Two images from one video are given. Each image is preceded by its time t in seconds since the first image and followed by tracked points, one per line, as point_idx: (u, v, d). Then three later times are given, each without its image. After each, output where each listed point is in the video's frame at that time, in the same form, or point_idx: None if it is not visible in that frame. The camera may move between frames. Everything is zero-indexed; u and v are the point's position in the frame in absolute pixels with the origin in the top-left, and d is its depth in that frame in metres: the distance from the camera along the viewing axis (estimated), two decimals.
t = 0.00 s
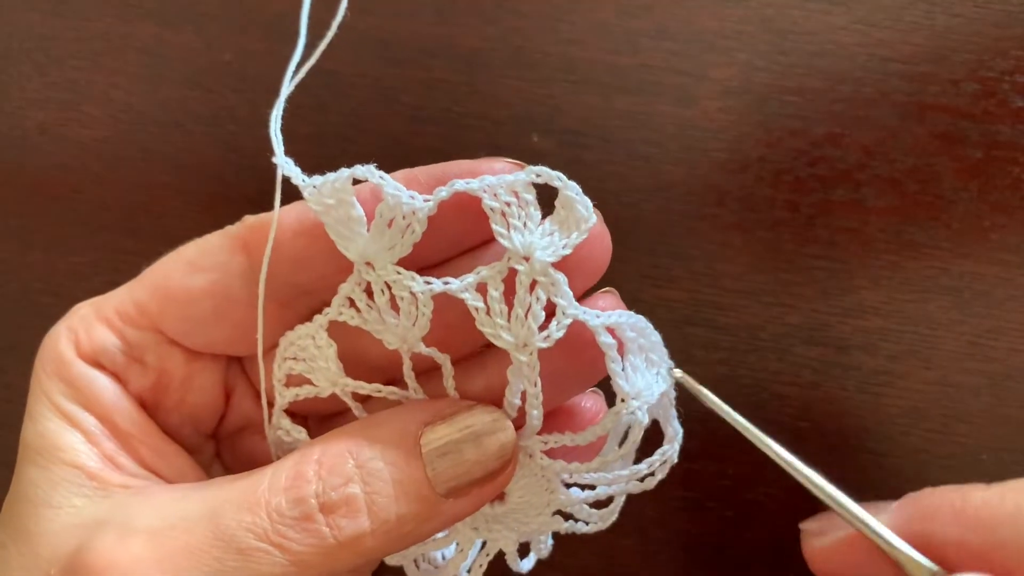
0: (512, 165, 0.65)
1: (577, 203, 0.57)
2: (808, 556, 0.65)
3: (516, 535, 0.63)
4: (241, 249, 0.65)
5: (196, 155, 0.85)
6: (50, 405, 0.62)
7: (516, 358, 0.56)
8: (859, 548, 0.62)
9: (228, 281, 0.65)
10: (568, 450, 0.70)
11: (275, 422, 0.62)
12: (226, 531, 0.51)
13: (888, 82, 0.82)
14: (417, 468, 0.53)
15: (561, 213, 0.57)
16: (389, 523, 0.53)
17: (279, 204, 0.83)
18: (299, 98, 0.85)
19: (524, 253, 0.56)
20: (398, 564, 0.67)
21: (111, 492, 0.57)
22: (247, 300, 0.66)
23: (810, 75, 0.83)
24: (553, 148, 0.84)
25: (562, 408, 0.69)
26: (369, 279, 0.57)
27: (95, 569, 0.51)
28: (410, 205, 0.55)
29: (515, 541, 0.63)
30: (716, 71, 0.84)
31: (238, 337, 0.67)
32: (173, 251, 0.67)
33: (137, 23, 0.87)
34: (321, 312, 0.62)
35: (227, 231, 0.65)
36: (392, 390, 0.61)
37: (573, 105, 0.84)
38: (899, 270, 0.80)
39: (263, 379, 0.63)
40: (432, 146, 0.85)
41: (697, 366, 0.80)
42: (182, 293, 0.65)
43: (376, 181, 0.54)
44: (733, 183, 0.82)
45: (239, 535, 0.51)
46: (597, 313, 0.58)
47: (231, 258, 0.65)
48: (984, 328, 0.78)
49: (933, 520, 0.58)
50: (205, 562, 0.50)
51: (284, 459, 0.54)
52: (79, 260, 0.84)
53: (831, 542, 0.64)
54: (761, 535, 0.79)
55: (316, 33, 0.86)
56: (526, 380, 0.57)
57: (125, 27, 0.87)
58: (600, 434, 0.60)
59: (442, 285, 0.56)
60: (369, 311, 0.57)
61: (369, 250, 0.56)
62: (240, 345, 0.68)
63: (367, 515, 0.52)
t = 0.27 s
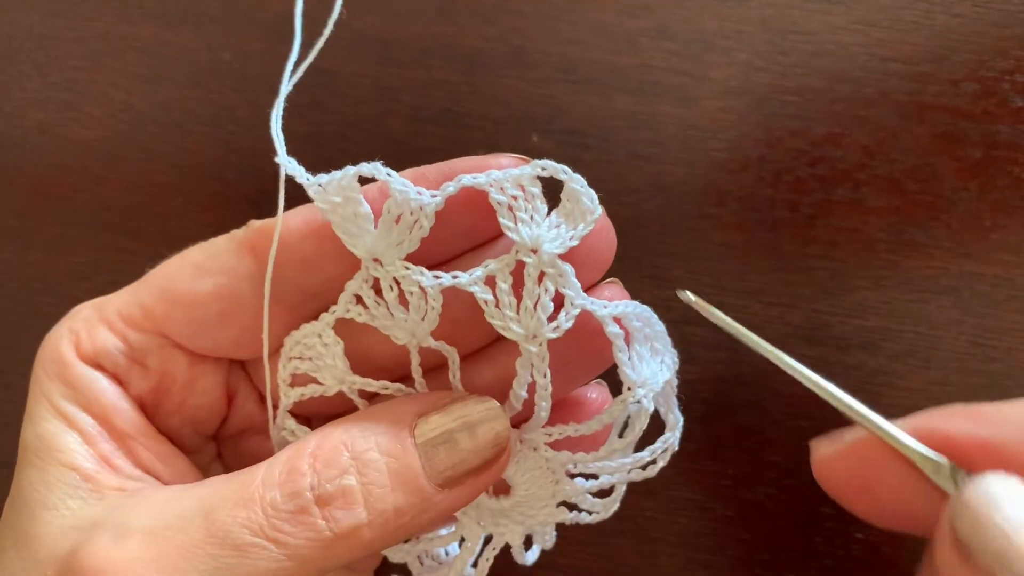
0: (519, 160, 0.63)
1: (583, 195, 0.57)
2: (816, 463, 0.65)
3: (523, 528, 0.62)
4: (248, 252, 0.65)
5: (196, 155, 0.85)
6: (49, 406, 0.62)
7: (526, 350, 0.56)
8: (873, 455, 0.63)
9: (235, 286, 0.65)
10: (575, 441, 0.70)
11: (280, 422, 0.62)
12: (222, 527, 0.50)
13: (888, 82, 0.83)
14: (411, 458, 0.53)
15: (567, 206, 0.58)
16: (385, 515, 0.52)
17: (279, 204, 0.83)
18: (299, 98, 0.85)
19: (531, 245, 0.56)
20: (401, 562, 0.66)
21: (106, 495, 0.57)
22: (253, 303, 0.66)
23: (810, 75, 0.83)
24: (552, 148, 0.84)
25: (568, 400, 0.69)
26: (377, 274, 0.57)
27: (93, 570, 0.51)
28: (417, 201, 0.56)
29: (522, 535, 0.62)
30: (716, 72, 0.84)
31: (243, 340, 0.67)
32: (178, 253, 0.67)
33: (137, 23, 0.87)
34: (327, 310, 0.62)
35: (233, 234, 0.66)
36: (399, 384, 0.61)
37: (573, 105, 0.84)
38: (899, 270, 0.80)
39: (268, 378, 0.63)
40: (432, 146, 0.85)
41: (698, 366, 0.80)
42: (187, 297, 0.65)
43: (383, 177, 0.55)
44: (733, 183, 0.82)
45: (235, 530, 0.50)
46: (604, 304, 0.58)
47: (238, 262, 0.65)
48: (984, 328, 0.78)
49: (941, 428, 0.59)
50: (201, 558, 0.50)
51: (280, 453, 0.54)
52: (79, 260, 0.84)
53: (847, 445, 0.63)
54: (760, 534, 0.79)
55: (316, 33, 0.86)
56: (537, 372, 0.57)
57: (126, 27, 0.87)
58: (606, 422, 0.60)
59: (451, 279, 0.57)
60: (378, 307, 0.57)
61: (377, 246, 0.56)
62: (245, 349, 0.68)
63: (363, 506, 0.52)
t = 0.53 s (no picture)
0: (523, 165, 0.63)
1: (586, 201, 0.57)
2: (834, 439, 0.62)
3: (523, 532, 0.62)
4: (250, 252, 0.65)
5: (196, 155, 0.85)
6: (51, 406, 0.62)
7: (527, 354, 0.56)
8: (892, 427, 0.60)
9: (237, 287, 0.65)
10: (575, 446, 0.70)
11: (282, 425, 0.62)
12: (226, 530, 0.50)
13: (888, 82, 0.83)
14: (415, 461, 0.53)
15: (570, 211, 0.57)
16: (389, 517, 0.52)
17: (279, 204, 0.83)
18: (299, 98, 0.85)
19: (534, 250, 0.55)
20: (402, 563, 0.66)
21: (108, 496, 0.57)
22: (255, 305, 0.66)
23: (810, 75, 0.83)
24: (552, 148, 0.84)
25: (569, 403, 0.69)
26: (379, 278, 0.57)
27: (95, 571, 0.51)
28: (419, 205, 0.55)
29: (522, 538, 0.62)
30: (716, 72, 0.84)
31: (244, 342, 0.67)
32: (180, 254, 0.67)
33: (137, 23, 0.87)
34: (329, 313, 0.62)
35: (235, 235, 0.66)
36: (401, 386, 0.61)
37: (573, 105, 0.84)
38: (899, 270, 0.80)
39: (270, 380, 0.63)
40: (432, 146, 0.85)
41: (698, 366, 0.80)
42: (189, 297, 0.65)
43: (386, 181, 0.54)
44: (733, 183, 0.82)
45: (238, 532, 0.50)
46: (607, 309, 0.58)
47: (240, 263, 0.65)
48: (984, 328, 0.78)
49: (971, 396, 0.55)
50: (203, 560, 0.50)
51: (282, 455, 0.54)
52: (79, 260, 0.84)
53: (868, 420, 0.60)
54: (759, 534, 0.79)
55: (316, 33, 0.86)
56: (538, 376, 0.57)
57: (126, 27, 0.87)
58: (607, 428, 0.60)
59: (453, 283, 0.56)
60: (380, 309, 0.58)
61: (379, 249, 0.56)
62: (246, 350, 0.68)
63: (367, 508, 0.52)
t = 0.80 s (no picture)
0: (526, 162, 0.63)
1: (588, 199, 0.57)
2: (794, 404, 0.62)
3: (525, 529, 0.62)
4: (252, 251, 0.65)
5: (197, 155, 0.85)
6: (53, 404, 0.62)
7: (531, 352, 0.56)
8: (851, 399, 0.60)
9: (239, 286, 0.65)
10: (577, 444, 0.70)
11: (284, 422, 0.62)
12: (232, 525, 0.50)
13: (888, 82, 0.83)
14: (420, 457, 0.53)
15: (573, 209, 0.57)
16: (395, 513, 0.52)
17: (279, 204, 0.83)
18: (299, 98, 0.86)
19: (537, 249, 0.56)
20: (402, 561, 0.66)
21: (111, 492, 0.57)
22: (257, 303, 0.66)
23: (810, 75, 0.83)
24: (552, 148, 0.84)
25: (573, 401, 0.69)
26: (383, 277, 0.57)
27: (99, 569, 0.50)
28: (422, 204, 0.55)
29: (523, 537, 0.62)
30: (716, 72, 0.84)
31: (247, 340, 0.67)
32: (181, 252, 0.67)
33: (137, 23, 0.87)
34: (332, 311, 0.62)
35: (236, 234, 0.65)
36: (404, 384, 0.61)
37: (573, 105, 0.84)
38: (899, 270, 0.80)
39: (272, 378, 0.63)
40: (432, 146, 0.85)
41: (698, 366, 0.80)
42: (191, 296, 0.65)
43: (388, 180, 0.55)
44: (733, 183, 0.82)
45: (244, 528, 0.50)
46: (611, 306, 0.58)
47: (241, 262, 0.65)
48: (984, 328, 0.78)
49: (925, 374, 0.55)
50: (209, 556, 0.49)
51: (287, 452, 0.53)
52: (80, 260, 0.84)
53: (825, 390, 0.60)
54: (760, 534, 0.79)
55: (316, 33, 0.86)
56: (542, 374, 0.57)
57: (126, 27, 0.87)
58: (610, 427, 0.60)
59: (457, 282, 0.56)
60: (384, 307, 0.58)
61: (383, 248, 0.56)
62: (248, 348, 0.68)
63: (373, 504, 0.51)
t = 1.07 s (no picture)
0: (529, 169, 0.62)
1: (592, 204, 0.57)
2: (750, 410, 0.60)
3: (527, 531, 0.62)
4: (254, 267, 0.64)
5: (197, 155, 0.85)
6: (52, 403, 0.62)
7: (537, 358, 0.56)
8: (807, 406, 0.58)
9: (241, 300, 0.65)
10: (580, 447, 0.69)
11: (287, 424, 0.62)
12: (234, 522, 0.50)
13: (888, 82, 0.83)
14: (423, 455, 0.53)
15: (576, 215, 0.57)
16: (397, 510, 0.52)
17: (279, 204, 0.83)
18: (299, 98, 0.86)
19: (543, 255, 0.55)
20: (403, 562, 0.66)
21: (112, 491, 0.57)
22: (258, 319, 0.65)
23: (810, 74, 0.83)
24: (552, 148, 0.84)
25: (578, 403, 0.69)
26: (387, 285, 0.57)
27: (100, 567, 0.50)
28: (426, 212, 0.55)
29: (525, 538, 0.62)
30: (716, 72, 0.84)
31: (249, 353, 0.67)
32: (184, 262, 0.67)
33: (137, 23, 0.87)
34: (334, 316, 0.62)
35: (237, 249, 0.65)
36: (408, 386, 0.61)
37: (572, 105, 0.85)
38: (899, 270, 0.80)
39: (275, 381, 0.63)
40: (431, 147, 0.85)
41: (697, 366, 0.80)
42: (193, 309, 0.65)
43: (390, 188, 0.54)
44: (732, 183, 0.82)
45: (246, 524, 0.50)
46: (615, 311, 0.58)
47: (242, 279, 0.64)
48: (984, 328, 0.78)
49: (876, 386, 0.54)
50: (211, 552, 0.49)
51: (289, 450, 0.53)
52: (80, 260, 0.84)
53: (783, 397, 0.58)
54: (759, 535, 0.79)
55: (316, 32, 0.86)
56: (548, 380, 0.57)
57: (126, 27, 0.87)
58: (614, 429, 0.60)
59: (462, 290, 0.56)
60: (388, 314, 0.58)
61: (387, 255, 0.56)
62: (250, 361, 0.68)
63: (375, 501, 0.51)
